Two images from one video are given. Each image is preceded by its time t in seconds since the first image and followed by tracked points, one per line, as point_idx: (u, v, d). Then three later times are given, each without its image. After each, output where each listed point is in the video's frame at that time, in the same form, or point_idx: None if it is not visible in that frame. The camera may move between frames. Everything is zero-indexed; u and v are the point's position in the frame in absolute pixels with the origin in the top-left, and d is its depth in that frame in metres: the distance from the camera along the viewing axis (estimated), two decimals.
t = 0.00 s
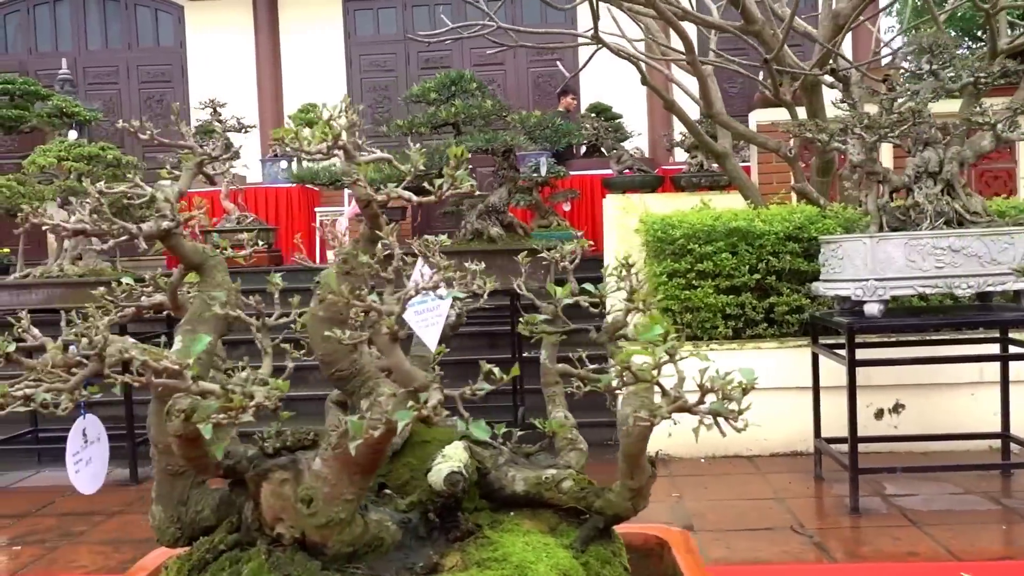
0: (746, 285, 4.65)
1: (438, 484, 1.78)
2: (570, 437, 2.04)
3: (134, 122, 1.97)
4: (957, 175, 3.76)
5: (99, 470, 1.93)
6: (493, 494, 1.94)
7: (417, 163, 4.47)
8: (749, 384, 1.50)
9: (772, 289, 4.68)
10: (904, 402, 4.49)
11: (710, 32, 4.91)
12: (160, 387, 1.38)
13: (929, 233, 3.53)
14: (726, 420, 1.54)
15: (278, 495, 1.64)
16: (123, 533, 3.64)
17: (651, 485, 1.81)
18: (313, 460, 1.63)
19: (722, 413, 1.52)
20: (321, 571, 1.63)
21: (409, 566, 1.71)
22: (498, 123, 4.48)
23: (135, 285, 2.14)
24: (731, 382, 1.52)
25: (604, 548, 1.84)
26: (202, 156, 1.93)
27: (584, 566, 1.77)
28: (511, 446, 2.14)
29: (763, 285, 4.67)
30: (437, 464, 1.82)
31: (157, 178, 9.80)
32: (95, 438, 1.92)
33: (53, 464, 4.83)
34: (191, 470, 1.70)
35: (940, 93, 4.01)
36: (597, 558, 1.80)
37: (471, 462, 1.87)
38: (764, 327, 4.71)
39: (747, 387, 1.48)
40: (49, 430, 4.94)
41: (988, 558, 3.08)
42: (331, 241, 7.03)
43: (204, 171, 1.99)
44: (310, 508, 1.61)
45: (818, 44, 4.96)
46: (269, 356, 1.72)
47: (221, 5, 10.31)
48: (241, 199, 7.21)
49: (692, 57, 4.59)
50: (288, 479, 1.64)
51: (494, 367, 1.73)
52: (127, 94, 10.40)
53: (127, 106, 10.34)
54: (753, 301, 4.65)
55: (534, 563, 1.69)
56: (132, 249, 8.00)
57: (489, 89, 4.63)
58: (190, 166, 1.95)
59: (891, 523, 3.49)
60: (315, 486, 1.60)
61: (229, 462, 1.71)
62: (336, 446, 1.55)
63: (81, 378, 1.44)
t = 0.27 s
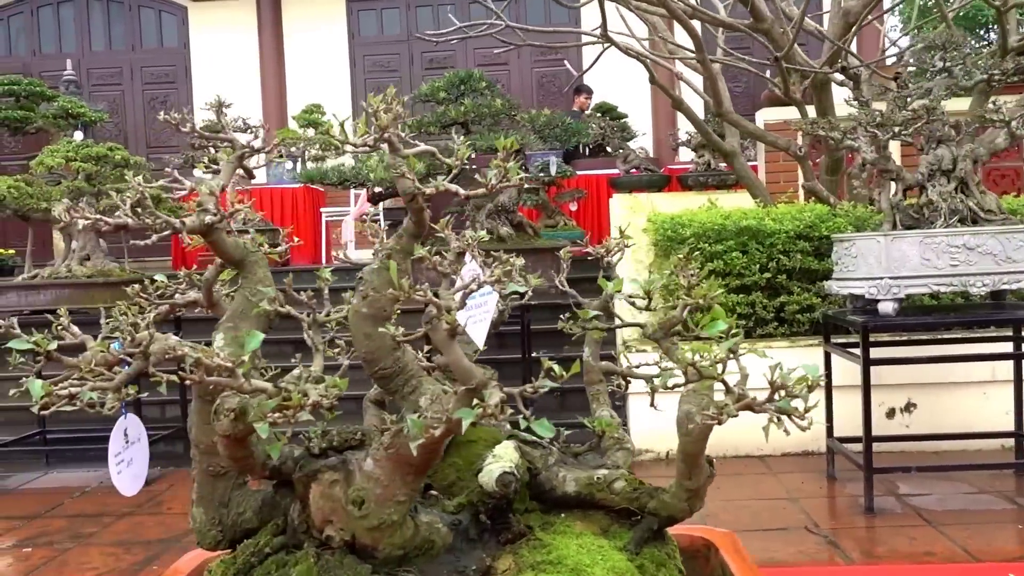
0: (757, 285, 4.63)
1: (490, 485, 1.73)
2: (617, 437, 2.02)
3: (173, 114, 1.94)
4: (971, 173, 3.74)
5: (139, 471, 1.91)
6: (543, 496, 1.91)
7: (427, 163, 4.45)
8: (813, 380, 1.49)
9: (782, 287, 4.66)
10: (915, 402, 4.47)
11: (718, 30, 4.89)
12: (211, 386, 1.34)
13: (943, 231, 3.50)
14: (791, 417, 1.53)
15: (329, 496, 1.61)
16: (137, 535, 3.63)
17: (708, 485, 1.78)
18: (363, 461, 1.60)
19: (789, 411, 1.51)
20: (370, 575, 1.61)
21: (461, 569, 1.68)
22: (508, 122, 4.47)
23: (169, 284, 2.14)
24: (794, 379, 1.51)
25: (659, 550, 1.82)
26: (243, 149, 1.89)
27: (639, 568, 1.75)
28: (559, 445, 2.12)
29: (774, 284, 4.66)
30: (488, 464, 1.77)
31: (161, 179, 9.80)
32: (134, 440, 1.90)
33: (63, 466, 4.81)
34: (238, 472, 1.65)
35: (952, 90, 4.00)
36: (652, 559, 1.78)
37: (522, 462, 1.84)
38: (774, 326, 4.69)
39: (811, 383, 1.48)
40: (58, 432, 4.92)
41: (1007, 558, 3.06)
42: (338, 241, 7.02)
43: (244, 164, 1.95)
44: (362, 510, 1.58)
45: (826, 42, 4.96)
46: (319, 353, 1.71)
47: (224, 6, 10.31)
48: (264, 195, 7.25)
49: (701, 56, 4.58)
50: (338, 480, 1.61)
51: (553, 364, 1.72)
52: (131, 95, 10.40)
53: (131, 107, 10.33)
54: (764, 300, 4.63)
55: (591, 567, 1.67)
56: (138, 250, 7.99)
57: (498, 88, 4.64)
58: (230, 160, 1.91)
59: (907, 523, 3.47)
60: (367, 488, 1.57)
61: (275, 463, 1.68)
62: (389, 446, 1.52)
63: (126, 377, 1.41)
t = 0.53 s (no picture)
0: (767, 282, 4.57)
1: (526, 486, 1.67)
2: (655, 436, 1.98)
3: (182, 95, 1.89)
4: (985, 168, 3.69)
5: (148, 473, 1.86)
6: (581, 497, 1.85)
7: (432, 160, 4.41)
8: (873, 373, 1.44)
9: (792, 285, 4.61)
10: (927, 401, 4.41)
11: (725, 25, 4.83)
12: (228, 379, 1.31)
13: (958, 227, 3.45)
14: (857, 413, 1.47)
15: (353, 498, 1.56)
16: (140, 536, 3.58)
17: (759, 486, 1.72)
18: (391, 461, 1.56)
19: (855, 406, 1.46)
20: None
21: None
22: (515, 118, 4.42)
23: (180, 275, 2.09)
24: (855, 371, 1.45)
25: (706, 556, 1.76)
26: (257, 130, 1.84)
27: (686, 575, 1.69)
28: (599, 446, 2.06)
29: (784, 282, 4.60)
30: (523, 465, 1.71)
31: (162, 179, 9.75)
32: (140, 441, 1.84)
33: (65, 466, 4.77)
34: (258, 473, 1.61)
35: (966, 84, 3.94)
36: (697, 564, 1.73)
37: (558, 463, 1.78)
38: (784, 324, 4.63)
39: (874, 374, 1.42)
40: (60, 432, 4.88)
41: None
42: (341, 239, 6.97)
43: (257, 146, 1.90)
44: (389, 514, 1.53)
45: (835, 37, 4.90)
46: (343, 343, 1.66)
47: (226, 5, 10.27)
48: (282, 192, 7.24)
49: (708, 51, 4.53)
50: (363, 482, 1.56)
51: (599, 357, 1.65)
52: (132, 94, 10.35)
53: (133, 107, 10.28)
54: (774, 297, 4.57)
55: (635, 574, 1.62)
56: (140, 249, 7.94)
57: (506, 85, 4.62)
58: (245, 140, 1.86)
59: (922, 523, 3.42)
60: (396, 490, 1.52)
61: (296, 463, 1.64)
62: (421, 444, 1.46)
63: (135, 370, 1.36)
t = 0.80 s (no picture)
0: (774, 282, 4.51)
1: (548, 503, 1.62)
2: (682, 448, 1.96)
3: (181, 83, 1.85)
4: (997, 166, 3.64)
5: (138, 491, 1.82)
6: (604, 515, 1.83)
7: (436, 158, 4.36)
8: (930, 384, 1.30)
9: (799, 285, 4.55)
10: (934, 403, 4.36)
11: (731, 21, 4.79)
12: (228, 390, 1.24)
13: (971, 226, 3.40)
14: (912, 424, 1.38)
15: (363, 521, 1.53)
16: (141, 540, 3.54)
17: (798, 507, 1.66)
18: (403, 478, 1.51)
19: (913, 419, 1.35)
20: None
21: None
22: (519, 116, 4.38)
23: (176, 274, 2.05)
24: (911, 385, 1.31)
25: None
26: (258, 118, 1.79)
27: None
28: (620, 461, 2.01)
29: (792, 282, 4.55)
30: (545, 482, 1.67)
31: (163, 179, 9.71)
32: (131, 456, 1.79)
33: (66, 468, 4.73)
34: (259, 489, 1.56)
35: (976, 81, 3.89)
36: None
37: (582, 478, 1.74)
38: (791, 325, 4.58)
39: (930, 387, 1.28)
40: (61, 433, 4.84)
41: None
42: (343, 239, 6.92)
43: (258, 135, 1.85)
44: (400, 536, 1.46)
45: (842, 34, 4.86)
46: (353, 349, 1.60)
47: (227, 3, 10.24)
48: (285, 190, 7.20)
49: (714, 47, 4.48)
50: (373, 502, 1.54)
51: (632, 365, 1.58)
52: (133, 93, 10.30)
53: (133, 106, 10.24)
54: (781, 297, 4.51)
55: None
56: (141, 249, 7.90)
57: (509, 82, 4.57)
58: (245, 130, 1.80)
59: (935, 527, 3.36)
60: (407, 509, 1.45)
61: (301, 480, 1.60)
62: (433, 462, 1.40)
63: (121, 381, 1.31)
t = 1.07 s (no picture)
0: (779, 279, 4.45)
1: (554, 514, 1.55)
2: (697, 452, 1.92)
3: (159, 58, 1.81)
4: (1007, 161, 3.60)
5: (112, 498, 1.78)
6: (615, 526, 1.77)
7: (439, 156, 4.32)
8: (977, 384, 1.23)
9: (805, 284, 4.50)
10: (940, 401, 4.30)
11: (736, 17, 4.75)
12: (196, 393, 1.11)
13: (981, 222, 3.34)
14: (956, 431, 1.32)
15: (350, 531, 1.46)
16: (138, 542, 3.48)
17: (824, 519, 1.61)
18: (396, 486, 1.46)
19: (960, 421, 1.29)
20: None
21: None
22: (523, 112, 4.33)
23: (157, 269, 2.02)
24: (960, 384, 1.23)
25: None
26: (240, 98, 1.73)
27: None
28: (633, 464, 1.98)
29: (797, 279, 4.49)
30: (552, 491, 1.60)
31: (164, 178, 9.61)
32: (102, 462, 1.74)
33: (62, 469, 4.68)
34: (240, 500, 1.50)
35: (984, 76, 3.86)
36: None
37: (589, 486, 1.68)
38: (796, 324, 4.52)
39: (979, 388, 1.20)
40: (58, 434, 4.79)
41: None
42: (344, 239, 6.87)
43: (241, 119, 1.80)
44: (393, 551, 1.42)
45: (849, 30, 4.82)
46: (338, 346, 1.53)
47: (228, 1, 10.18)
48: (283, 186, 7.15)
49: (720, 41, 4.43)
50: (361, 512, 1.47)
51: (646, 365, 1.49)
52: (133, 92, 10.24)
53: (133, 104, 10.17)
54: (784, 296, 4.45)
55: None
56: (141, 249, 7.84)
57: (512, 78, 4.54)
58: (226, 112, 1.74)
59: (945, 529, 3.30)
60: (401, 523, 1.41)
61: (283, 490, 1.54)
62: (430, 470, 1.35)
63: (82, 383, 1.31)
